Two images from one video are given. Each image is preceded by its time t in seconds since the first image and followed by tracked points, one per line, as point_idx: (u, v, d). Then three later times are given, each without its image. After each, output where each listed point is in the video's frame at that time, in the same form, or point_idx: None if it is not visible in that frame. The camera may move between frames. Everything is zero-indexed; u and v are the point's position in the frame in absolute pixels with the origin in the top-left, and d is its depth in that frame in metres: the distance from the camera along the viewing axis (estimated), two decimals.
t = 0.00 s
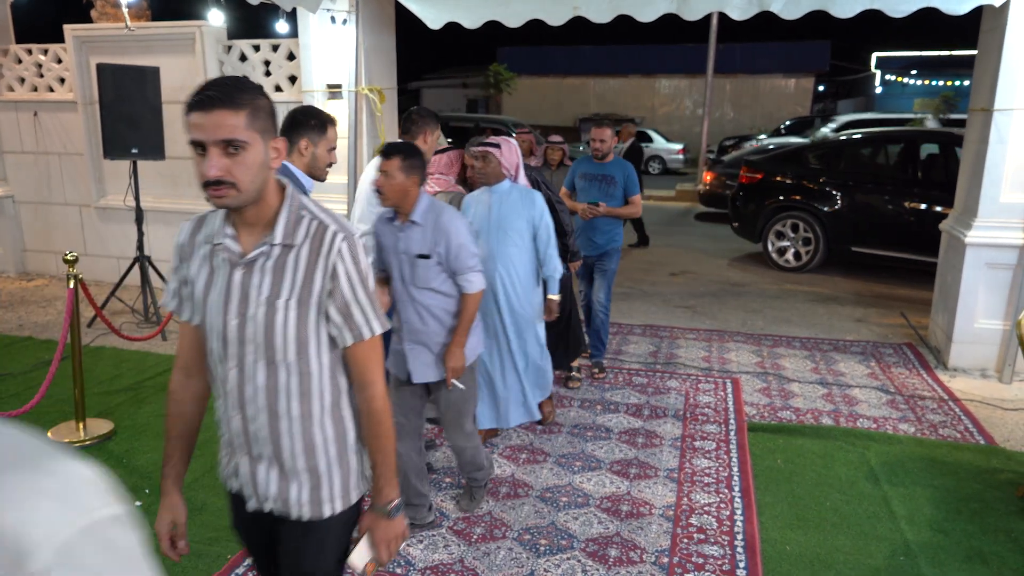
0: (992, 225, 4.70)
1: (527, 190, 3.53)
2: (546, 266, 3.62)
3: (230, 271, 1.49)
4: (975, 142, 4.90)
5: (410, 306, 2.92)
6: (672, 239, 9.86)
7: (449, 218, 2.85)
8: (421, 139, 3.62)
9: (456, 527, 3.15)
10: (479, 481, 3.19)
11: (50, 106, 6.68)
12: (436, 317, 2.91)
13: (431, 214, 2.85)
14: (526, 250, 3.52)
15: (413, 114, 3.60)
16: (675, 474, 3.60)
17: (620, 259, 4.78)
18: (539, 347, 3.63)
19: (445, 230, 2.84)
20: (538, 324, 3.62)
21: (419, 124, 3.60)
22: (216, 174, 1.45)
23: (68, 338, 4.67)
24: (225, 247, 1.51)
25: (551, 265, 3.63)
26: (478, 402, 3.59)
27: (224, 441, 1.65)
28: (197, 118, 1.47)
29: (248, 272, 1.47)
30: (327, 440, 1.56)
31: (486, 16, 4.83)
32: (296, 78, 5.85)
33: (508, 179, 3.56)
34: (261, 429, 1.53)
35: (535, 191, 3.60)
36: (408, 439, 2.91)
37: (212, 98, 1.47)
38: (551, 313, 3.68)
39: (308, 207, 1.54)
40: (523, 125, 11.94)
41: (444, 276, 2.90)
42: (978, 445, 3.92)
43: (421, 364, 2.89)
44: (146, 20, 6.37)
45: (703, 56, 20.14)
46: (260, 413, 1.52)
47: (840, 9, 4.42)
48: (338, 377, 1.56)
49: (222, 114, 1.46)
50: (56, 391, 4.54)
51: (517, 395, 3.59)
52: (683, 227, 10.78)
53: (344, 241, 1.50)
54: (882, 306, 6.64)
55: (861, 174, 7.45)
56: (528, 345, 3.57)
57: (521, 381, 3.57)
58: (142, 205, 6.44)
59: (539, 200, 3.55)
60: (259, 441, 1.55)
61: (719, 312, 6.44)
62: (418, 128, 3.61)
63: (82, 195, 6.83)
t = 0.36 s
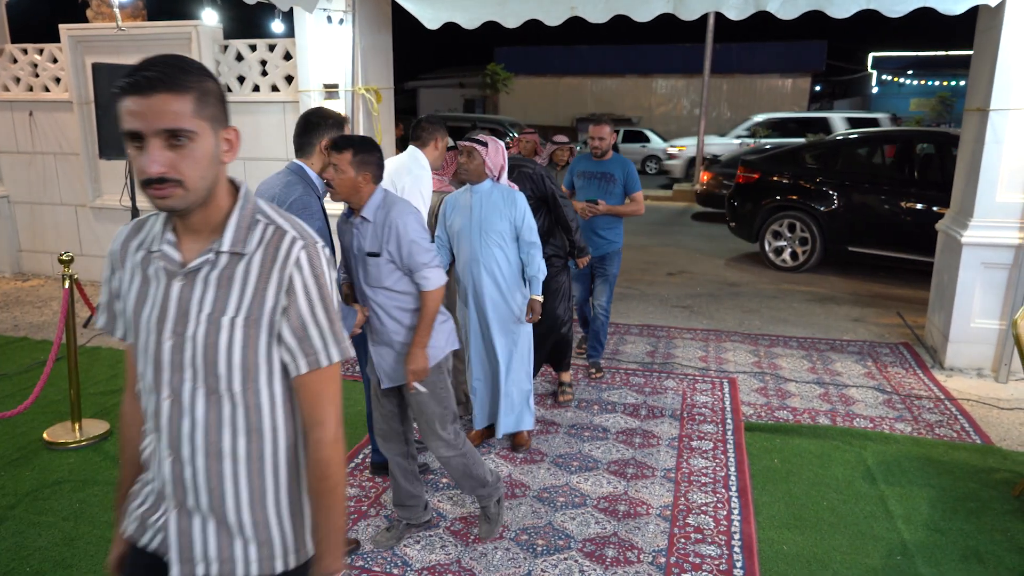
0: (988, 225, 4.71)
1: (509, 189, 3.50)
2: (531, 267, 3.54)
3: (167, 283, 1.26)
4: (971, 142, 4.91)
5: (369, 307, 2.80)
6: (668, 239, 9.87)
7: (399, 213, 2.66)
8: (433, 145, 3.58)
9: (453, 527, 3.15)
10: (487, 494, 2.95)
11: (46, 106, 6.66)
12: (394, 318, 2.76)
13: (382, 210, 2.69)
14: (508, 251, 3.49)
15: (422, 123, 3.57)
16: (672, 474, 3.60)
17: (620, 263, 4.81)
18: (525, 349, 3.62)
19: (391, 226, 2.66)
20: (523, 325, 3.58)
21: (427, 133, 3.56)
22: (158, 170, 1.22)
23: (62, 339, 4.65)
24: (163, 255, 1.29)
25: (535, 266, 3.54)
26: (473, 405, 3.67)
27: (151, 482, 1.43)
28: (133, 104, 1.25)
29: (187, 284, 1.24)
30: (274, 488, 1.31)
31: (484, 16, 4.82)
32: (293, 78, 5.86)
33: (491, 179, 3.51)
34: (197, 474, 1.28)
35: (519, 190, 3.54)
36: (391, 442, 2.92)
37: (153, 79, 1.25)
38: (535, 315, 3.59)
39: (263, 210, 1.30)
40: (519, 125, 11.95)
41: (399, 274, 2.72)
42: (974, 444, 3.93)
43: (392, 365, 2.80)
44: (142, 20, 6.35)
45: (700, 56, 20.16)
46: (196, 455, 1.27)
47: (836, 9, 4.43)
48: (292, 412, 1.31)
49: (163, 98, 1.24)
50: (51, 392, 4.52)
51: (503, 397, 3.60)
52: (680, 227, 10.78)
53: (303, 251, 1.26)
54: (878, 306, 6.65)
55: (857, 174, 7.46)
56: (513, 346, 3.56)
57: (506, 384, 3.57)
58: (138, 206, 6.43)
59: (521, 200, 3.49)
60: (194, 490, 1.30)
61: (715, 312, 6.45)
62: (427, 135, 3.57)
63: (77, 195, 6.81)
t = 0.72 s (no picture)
0: (984, 224, 4.71)
1: (495, 187, 3.49)
2: (521, 265, 3.52)
3: (70, 331, 1.09)
4: (968, 142, 4.92)
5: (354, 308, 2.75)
6: (665, 239, 9.87)
7: (388, 213, 2.62)
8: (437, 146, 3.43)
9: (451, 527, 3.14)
10: (454, 532, 2.73)
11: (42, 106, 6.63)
12: (379, 318, 2.71)
13: (372, 208, 2.65)
14: (496, 249, 3.49)
15: (426, 122, 3.39)
16: (670, 474, 3.59)
17: (618, 265, 4.84)
18: (517, 347, 3.61)
19: (381, 225, 2.61)
20: (515, 324, 3.58)
21: (432, 134, 3.40)
22: (36, 193, 1.00)
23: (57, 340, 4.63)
24: (63, 297, 1.09)
25: (526, 264, 3.51)
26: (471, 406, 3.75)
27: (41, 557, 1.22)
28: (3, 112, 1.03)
29: (99, 332, 1.07)
30: (212, 553, 1.19)
31: (481, 15, 4.81)
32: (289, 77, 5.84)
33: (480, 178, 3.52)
34: (128, 550, 1.13)
35: (506, 188, 3.53)
36: (377, 446, 2.90)
37: (25, 82, 1.03)
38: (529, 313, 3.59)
39: (181, 238, 1.13)
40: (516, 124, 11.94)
41: (386, 275, 2.67)
42: (972, 444, 3.93)
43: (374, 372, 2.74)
44: (138, 20, 6.33)
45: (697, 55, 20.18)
46: (124, 527, 1.12)
47: (833, 9, 4.42)
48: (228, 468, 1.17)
49: (40, 105, 1.03)
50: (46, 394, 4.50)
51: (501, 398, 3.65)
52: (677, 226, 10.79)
53: (235, 285, 1.11)
54: (875, 305, 6.66)
55: (854, 174, 7.46)
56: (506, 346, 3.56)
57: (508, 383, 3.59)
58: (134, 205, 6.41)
59: (506, 197, 3.48)
60: (123, 565, 1.15)
61: (713, 312, 6.45)
62: (431, 136, 3.41)
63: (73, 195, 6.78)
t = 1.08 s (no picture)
0: (981, 224, 4.73)
1: (490, 188, 3.49)
2: (516, 267, 3.52)
3: None
4: (964, 142, 4.93)
5: (361, 341, 2.45)
6: (663, 239, 9.88)
7: (409, 236, 2.41)
8: (426, 136, 3.51)
9: (449, 527, 3.14)
10: None
11: (37, 106, 6.61)
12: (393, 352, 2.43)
13: (386, 231, 2.41)
14: (491, 251, 3.49)
15: (414, 113, 3.47)
16: (668, 474, 3.60)
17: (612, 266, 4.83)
18: (513, 348, 3.64)
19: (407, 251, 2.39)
20: (510, 327, 3.60)
21: (421, 124, 3.46)
22: None
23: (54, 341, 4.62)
24: None
25: (520, 266, 3.51)
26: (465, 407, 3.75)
27: None
28: None
29: None
30: None
31: (478, 15, 4.81)
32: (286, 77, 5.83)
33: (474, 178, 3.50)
34: None
35: (500, 190, 3.53)
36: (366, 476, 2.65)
37: None
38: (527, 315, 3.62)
39: None
40: (513, 125, 11.95)
41: (404, 303, 2.44)
42: (968, 443, 3.93)
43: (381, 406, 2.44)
44: (134, 20, 6.31)
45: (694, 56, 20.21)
46: None
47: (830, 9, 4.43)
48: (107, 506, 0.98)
49: None
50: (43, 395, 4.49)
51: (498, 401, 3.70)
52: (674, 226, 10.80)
53: (53, 290, 0.89)
54: (872, 305, 6.68)
55: (851, 174, 7.48)
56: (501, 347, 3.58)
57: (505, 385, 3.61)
58: (131, 206, 6.40)
59: (501, 199, 3.48)
60: None
61: (710, 312, 6.46)
62: (421, 127, 3.49)
63: (70, 195, 6.77)
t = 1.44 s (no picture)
0: (975, 224, 4.75)
1: (491, 193, 3.50)
2: (513, 273, 3.56)
3: None
4: (959, 142, 4.95)
5: (366, 368, 2.09)
6: (659, 239, 9.89)
7: (433, 253, 2.11)
8: (393, 128, 3.48)
9: (446, 527, 3.15)
10: None
11: (33, 106, 6.60)
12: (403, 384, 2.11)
13: (404, 246, 2.09)
14: (489, 257, 3.50)
15: (380, 105, 3.46)
16: (664, 473, 3.61)
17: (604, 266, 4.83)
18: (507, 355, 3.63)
19: (434, 270, 2.09)
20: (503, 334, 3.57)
21: (388, 113, 3.45)
22: None
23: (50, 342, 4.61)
24: None
25: (517, 271, 3.56)
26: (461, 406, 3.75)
27: None
28: None
29: None
30: None
31: (475, 16, 4.82)
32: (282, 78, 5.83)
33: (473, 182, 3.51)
34: None
35: (501, 194, 3.54)
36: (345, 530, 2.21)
37: None
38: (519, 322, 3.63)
39: None
40: (510, 125, 11.95)
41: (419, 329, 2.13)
42: (963, 442, 3.95)
43: (387, 443, 2.12)
44: (130, 20, 6.31)
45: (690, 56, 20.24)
46: None
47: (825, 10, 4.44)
48: None
49: None
50: (40, 395, 4.48)
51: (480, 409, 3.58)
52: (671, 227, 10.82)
53: None
54: (867, 305, 6.70)
55: (846, 174, 7.50)
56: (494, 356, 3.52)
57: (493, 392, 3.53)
58: (127, 206, 6.39)
59: (502, 205, 3.50)
60: None
61: (706, 312, 6.48)
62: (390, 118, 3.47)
63: (65, 195, 6.75)
